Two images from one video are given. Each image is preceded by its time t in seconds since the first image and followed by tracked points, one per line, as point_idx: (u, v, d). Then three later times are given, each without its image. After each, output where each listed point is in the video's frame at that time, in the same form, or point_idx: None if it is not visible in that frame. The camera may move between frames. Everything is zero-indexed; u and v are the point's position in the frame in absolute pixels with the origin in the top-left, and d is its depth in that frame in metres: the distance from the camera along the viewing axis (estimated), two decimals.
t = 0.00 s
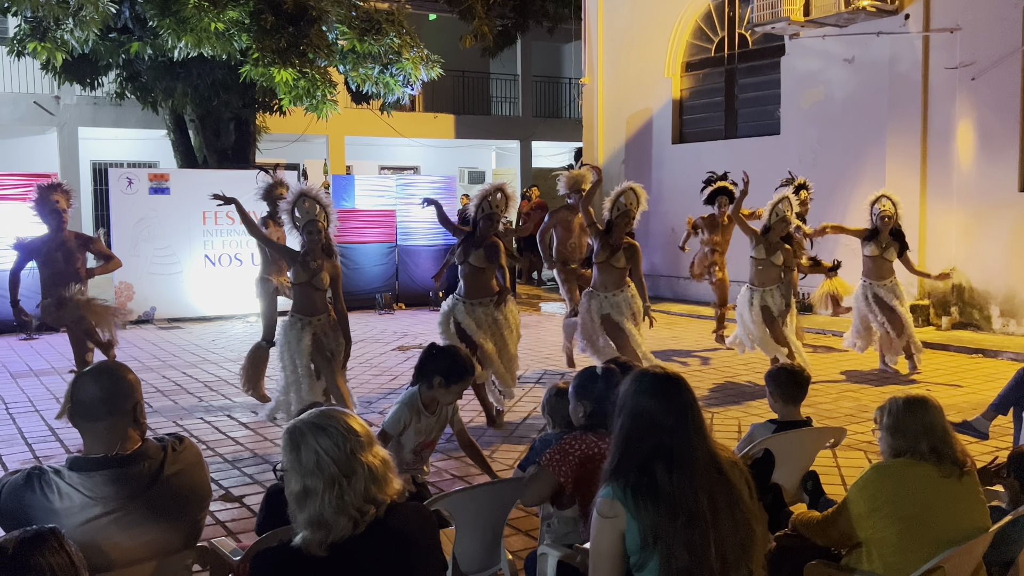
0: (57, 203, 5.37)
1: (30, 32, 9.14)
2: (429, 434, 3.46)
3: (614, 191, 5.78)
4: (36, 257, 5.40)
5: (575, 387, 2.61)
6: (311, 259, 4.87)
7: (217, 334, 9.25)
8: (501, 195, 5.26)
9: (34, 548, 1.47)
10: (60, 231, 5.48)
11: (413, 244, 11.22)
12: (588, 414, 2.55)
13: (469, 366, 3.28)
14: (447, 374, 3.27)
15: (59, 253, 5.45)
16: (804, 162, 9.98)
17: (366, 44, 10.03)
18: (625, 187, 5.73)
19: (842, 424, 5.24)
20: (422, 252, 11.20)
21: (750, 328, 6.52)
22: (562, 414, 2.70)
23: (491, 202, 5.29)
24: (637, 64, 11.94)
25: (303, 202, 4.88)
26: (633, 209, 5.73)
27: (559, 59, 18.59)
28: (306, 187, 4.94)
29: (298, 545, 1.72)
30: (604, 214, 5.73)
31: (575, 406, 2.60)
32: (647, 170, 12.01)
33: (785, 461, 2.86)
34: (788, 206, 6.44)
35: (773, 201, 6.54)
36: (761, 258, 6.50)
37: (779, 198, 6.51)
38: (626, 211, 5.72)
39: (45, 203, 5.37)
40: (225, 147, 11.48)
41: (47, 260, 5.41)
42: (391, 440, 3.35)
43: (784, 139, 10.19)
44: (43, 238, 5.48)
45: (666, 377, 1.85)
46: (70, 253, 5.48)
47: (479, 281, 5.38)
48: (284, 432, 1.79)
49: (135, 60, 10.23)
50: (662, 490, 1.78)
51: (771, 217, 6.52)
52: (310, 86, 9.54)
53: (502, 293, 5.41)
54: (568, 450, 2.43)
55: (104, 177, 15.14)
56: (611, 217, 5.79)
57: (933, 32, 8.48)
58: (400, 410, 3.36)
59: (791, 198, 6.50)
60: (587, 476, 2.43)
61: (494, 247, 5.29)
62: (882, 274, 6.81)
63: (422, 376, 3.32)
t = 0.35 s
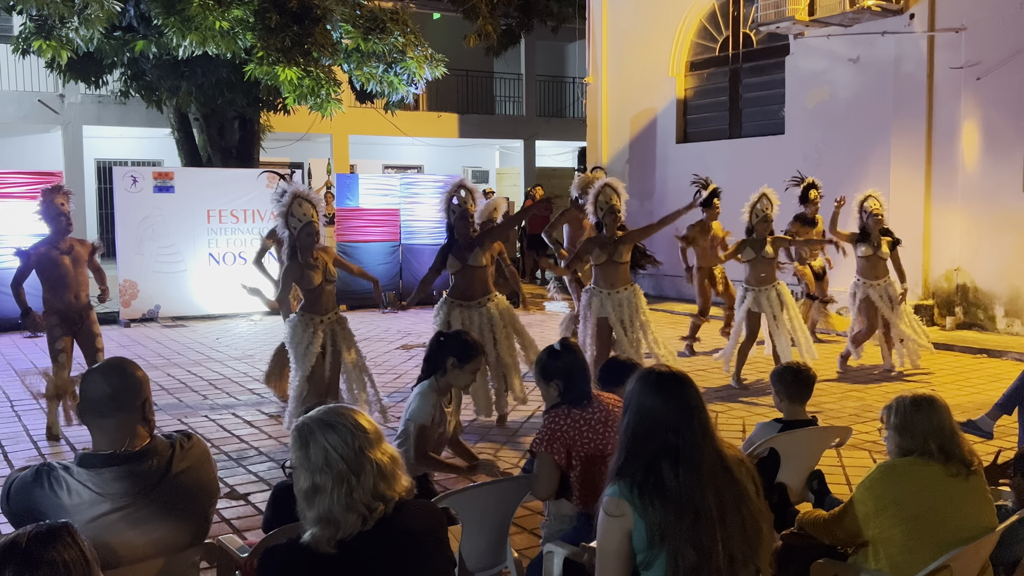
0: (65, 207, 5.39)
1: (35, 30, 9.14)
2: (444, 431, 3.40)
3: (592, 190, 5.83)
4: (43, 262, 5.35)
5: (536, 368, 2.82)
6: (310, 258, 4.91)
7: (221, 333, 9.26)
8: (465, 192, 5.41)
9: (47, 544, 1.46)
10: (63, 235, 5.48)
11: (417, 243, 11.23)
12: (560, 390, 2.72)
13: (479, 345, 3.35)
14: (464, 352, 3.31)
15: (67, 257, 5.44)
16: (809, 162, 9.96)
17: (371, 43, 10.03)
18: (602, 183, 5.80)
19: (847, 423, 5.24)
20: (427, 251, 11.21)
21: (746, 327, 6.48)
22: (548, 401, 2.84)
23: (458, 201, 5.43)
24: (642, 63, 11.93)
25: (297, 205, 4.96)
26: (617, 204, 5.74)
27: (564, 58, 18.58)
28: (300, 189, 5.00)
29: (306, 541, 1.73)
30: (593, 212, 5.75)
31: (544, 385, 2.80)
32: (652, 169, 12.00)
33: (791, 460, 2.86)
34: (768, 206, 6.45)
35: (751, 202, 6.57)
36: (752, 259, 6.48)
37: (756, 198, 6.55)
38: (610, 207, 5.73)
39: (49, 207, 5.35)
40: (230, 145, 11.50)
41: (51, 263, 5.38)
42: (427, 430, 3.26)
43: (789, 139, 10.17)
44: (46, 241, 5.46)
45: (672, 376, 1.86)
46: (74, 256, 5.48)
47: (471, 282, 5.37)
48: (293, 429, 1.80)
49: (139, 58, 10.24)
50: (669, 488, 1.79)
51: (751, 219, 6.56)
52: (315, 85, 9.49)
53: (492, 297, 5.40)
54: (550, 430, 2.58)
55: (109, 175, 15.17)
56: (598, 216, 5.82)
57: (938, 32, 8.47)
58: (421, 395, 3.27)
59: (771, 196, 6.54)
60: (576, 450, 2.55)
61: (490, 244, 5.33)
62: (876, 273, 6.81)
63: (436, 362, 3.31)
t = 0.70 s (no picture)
0: (61, 196, 5.50)
1: (37, 27, 9.15)
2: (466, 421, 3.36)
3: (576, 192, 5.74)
4: (38, 248, 5.35)
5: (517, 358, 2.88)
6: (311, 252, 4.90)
7: (223, 330, 9.27)
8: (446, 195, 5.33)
9: (53, 537, 1.45)
10: (58, 225, 5.55)
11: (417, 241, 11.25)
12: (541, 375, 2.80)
13: (493, 337, 3.35)
14: (479, 343, 3.29)
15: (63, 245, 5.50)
16: (811, 160, 9.95)
17: (373, 40, 10.03)
18: (584, 183, 5.71)
19: (849, 420, 5.25)
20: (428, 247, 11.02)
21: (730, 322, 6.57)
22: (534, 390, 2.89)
23: (443, 202, 5.35)
24: (643, 61, 11.92)
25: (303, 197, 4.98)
26: (605, 204, 5.70)
27: (565, 55, 18.58)
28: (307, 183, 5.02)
29: (311, 537, 1.73)
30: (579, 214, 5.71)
31: (527, 375, 2.85)
32: (654, 166, 12.00)
33: (794, 457, 2.87)
34: (754, 203, 6.40)
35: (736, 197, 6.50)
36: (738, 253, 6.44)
37: (740, 194, 6.47)
38: (599, 208, 5.68)
39: (47, 196, 5.45)
40: (231, 142, 11.50)
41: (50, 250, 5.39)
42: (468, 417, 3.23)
43: (791, 136, 10.17)
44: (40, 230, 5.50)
45: (670, 371, 1.86)
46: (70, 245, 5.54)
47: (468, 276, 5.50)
48: (296, 426, 1.80)
49: (141, 55, 10.25)
50: (669, 482, 1.79)
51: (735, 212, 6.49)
52: (317, 82, 9.50)
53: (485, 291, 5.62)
54: (539, 412, 2.66)
55: (111, 172, 15.18)
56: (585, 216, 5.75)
57: (940, 29, 8.46)
58: (449, 383, 3.20)
59: (757, 190, 6.48)
60: (566, 429, 2.62)
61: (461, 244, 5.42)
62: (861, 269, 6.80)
63: (450, 355, 3.26)
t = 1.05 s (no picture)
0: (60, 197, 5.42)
1: (38, 22, 9.14)
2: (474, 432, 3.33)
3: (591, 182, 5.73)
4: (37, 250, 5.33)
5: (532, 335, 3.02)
6: (323, 247, 4.96)
7: (225, 325, 9.28)
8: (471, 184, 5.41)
9: (54, 532, 1.45)
10: (57, 224, 5.48)
11: (419, 236, 11.21)
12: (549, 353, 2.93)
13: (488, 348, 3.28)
14: (476, 355, 3.24)
15: (63, 247, 5.45)
16: (813, 155, 9.93)
17: (374, 36, 10.01)
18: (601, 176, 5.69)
19: (850, 415, 5.25)
20: (429, 243, 11.17)
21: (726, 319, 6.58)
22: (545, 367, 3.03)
23: (463, 193, 5.41)
24: (645, 56, 11.90)
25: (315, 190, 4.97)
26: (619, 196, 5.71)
27: (566, 50, 18.56)
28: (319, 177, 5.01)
29: (312, 532, 1.73)
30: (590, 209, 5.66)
31: (538, 349, 3.00)
32: (655, 161, 11.98)
33: (796, 452, 2.87)
34: (760, 197, 6.43)
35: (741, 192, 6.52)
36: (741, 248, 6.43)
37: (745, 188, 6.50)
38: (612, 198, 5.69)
39: (43, 198, 5.38)
40: (233, 138, 11.48)
41: (46, 251, 5.37)
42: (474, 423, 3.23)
43: (792, 131, 10.15)
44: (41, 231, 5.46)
45: (668, 366, 1.87)
46: (70, 245, 5.48)
47: (465, 271, 5.48)
48: (297, 421, 1.80)
49: (143, 51, 10.24)
50: (668, 475, 1.79)
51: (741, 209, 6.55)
52: (318, 78, 9.50)
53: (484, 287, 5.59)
54: (548, 390, 2.80)
55: (112, 168, 15.19)
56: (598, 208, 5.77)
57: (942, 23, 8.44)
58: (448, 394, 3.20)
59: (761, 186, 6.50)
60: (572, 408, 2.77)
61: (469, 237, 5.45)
62: (866, 263, 6.80)
63: (448, 368, 3.23)
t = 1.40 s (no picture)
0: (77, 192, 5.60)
1: (37, 15, 9.11)
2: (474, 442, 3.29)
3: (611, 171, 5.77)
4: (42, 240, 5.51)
5: (513, 337, 3.07)
6: (326, 238, 4.96)
7: (226, 318, 9.28)
8: (488, 178, 5.36)
9: (52, 524, 1.44)
10: (69, 218, 5.62)
11: (420, 229, 11.21)
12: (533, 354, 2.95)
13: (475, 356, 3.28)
14: (464, 363, 3.22)
15: (66, 239, 5.56)
16: (815, 147, 9.91)
17: (374, 28, 9.95)
18: (620, 167, 5.74)
19: (851, 407, 5.24)
20: (431, 237, 11.19)
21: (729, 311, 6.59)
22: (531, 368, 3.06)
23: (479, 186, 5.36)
24: (646, 48, 11.87)
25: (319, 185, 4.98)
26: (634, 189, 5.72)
27: (567, 43, 18.52)
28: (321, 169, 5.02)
29: (311, 524, 1.73)
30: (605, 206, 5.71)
31: (523, 353, 3.04)
32: (656, 153, 11.96)
33: (796, 444, 2.87)
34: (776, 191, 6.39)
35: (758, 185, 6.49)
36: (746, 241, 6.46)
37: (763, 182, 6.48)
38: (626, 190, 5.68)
39: (64, 191, 5.57)
40: (233, 131, 11.47)
41: (51, 244, 5.53)
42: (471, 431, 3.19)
43: (794, 123, 10.13)
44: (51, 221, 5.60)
45: (665, 359, 1.86)
46: (74, 239, 5.59)
47: (464, 264, 5.49)
48: (296, 414, 1.80)
49: (142, 43, 10.22)
50: (665, 467, 1.78)
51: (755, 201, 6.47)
52: (318, 70, 9.48)
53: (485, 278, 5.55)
54: (537, 387, 2.80)
55: (113, 161, 15.18)
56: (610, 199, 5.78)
57: (945, 14, 8.40)
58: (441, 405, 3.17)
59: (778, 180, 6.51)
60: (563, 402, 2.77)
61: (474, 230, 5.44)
62: (880, 256, 6.87)
63: (437, 378, 3.21)
